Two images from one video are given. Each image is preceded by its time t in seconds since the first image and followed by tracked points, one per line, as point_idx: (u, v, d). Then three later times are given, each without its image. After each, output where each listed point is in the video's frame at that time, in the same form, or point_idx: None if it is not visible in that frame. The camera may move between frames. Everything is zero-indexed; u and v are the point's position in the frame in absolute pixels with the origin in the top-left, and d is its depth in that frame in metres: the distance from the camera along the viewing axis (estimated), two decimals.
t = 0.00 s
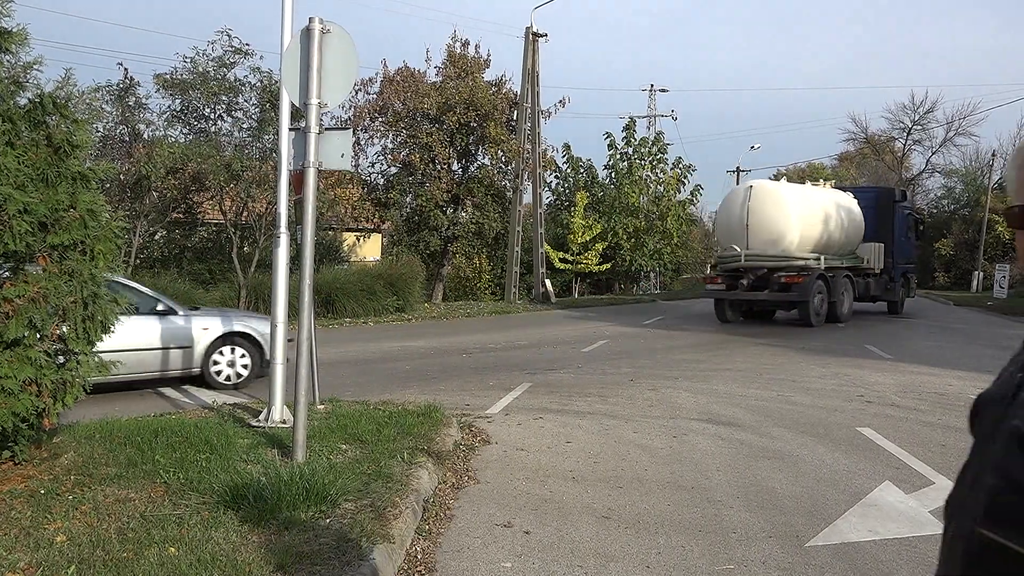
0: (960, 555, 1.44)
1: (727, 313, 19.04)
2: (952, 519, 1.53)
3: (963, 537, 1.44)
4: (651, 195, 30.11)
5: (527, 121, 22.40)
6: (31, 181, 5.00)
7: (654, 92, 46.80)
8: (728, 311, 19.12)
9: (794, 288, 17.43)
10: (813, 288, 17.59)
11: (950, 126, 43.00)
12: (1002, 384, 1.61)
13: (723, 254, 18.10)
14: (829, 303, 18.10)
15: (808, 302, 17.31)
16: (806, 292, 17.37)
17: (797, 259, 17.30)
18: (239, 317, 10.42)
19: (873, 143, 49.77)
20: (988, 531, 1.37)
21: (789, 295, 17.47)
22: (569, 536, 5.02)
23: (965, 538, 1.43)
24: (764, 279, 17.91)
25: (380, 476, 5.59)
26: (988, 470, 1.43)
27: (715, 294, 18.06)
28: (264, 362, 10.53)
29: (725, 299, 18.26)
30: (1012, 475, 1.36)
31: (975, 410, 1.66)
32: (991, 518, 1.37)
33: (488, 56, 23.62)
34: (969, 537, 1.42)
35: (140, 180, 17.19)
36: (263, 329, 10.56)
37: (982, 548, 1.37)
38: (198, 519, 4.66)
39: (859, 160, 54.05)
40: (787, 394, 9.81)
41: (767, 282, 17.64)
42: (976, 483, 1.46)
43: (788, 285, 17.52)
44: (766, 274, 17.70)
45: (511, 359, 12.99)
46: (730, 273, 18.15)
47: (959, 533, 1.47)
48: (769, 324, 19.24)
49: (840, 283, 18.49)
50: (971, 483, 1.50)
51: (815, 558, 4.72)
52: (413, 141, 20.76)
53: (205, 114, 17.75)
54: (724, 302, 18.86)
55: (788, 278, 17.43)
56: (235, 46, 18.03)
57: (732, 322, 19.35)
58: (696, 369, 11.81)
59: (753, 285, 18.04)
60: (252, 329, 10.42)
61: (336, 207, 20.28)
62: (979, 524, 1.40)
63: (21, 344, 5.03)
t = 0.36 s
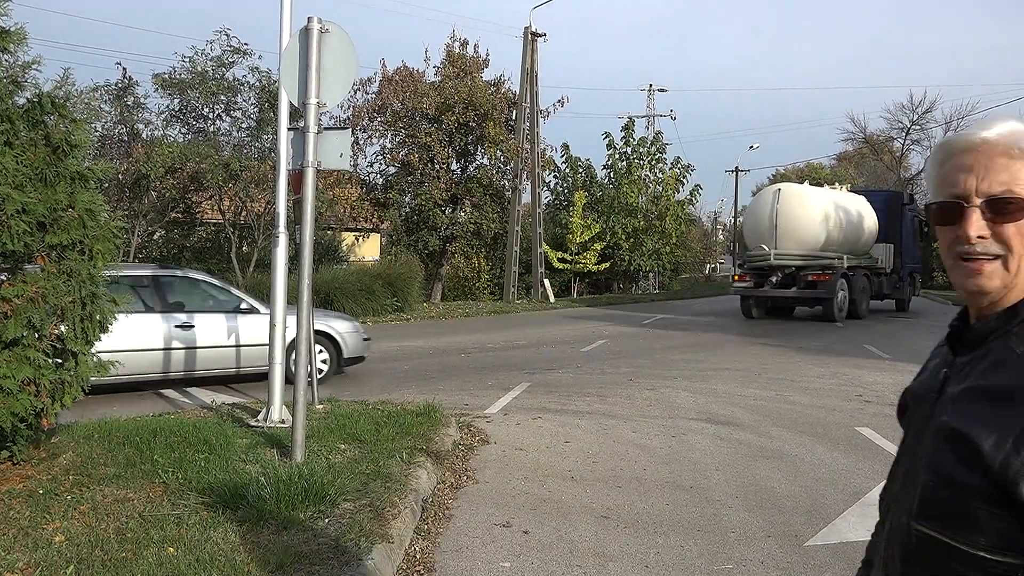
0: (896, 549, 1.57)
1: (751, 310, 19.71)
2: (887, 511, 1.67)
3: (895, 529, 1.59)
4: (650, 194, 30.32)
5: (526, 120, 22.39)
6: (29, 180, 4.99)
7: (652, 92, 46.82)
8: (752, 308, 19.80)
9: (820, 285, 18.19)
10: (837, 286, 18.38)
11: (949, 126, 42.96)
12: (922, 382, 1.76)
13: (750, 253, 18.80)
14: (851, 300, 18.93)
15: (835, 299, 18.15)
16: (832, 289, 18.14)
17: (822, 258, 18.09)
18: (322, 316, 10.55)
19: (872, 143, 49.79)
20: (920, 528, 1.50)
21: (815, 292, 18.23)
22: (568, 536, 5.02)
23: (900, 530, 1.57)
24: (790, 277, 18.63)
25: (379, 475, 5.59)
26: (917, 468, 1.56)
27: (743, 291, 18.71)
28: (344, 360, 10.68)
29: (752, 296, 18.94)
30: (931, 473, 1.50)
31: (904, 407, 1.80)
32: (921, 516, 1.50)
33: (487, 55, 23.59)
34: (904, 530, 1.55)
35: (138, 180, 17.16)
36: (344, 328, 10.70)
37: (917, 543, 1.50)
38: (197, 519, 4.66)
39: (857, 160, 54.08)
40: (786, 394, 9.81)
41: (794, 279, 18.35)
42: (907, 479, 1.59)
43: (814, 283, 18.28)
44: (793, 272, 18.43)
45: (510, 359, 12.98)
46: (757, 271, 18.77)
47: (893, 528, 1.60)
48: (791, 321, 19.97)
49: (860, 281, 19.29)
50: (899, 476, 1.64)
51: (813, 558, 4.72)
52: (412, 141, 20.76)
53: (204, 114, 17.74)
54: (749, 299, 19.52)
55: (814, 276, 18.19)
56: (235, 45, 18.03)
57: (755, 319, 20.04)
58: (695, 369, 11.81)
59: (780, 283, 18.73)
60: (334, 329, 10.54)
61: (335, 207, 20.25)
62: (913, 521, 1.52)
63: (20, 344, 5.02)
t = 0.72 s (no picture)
0: (864, 522, 1.76)
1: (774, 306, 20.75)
2: (847, 489, 1.85)
3: (861, 506, 1.77)
4: (649, 194, 30.37)
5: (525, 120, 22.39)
6: (28, 180, 4.98)
7: (651, 91, 46.70)
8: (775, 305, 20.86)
9: (843, 283, 19.29)
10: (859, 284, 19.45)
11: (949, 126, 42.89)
12: (871, 371, 1.97)
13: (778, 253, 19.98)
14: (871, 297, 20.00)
15: (857, 295, 19.17)
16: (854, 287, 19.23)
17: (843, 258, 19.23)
18: (394, 315, 10.83)
19: (871, 143, 49.78)
20: (891, 504, 1.69)
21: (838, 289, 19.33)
22: (567, 536, 5.02)
23: (866, 505, 1.76)
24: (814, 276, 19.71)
25: (379, 475, 5.59)
26: (879, 448, 1.75)
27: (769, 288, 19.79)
28: (413, 357, 10.94)
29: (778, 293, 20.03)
30: (896, 453, 1.70)
31: (853, 394, 2.01)
32: (890, 491, 1.70)
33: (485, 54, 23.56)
34: (872, 505, 1.74)
35: (137, 179, 17.11)
36: (414, 326, 10.96)
37: (887, 517, 1.70)
38: (195, 519, 4.65)
39: (856, 160, 54.06)
40: (785, 393, 9.83)
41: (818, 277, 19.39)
42: (867, 460, 1.78)
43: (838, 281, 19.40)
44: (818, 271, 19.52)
45: (509, 359, 12.98)
46: (782, 271, 19.84)
47: (857, 505, 1.79)
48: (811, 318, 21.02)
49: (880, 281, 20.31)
50: (858, 457, 1.84)
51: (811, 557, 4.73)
52: (411, 140, 20.73)
53: (203, 113, 17.73)
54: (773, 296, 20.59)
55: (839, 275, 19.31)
56: (233, 45, 18.02)
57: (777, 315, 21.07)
58: (694, 368, 11.82)
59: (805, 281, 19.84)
60: (404, 327, 10.80)
61: (333, 207, 20.22)
62: (884, 496, 1.71)
63: (18, 344, 5.01)
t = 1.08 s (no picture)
0: (843, 509, 1.79)
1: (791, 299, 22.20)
2: (822, 477, 1.89)
3: (838, 494, 1.81)
4: (645, 190, 30.36)
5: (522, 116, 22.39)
6: (23, 175, 4.97)
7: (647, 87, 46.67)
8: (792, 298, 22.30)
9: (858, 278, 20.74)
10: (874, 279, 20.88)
11: (945, 121, 42.93)
12: (838, 364, 2.01)
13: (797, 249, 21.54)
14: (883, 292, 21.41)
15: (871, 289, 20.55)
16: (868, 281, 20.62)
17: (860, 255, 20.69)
18: (455, 309, 11.09)
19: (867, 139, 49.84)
20: (872, 487, 1.73)
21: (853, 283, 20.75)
22: (563, 531, 5.04)
23: (845, 491, 1.79)
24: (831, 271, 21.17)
25: (375, 471, 5.58)
26: (856, 435, 1.79)
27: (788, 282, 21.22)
28: (473, 349, 11.18)
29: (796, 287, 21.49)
30: (874, 439, 1.74)
31: (820, 388, 2.05)
32: (871, 476, 1.74)
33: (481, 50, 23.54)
34: (850, 491, 1.77)
35: (133, 175, 17.07)
36: (475, 319, 11.20)
37: (867, 501, 1.74)
38: (192, 514, 4.66)
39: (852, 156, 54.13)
40: (781, 388, 9.86)
41: (835, 271, 20.76)
42: (844, 448, 1.82)
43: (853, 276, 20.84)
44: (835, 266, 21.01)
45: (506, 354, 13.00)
46: (801, 265, 21.29)
47: (835, 491, 1.82)
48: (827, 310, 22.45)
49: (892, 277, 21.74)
50: (831, 445, 1.88)
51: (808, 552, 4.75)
52: (408, 136, 20.72)
53: (199, 109, 17.70)
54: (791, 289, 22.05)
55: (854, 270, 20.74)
56: (229, 40, 18.00)
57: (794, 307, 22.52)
58: (691, 363, 11.86)
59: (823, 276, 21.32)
60: (466, 320, 11.05)
61: (330, 202, 20.20)
62: (864, 481, 1.75)
63: (15, 340, 5.00)
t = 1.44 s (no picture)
0: (826, 494, 1.81)
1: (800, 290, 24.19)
2: (807, 462, 1.91)
3: (821, 477, 1.83)
4: (639, 184, 30.37)
5: (516, 110, 22.35)
6: (14, 169, 4.94)
7: (641, 81, 46.63)
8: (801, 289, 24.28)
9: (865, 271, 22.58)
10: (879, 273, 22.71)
11: (938, 115, 43.01)
12: (828, 353, 2.03)
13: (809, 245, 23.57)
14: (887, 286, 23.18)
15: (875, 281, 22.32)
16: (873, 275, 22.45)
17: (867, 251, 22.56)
18: (505, 302, 11.29)
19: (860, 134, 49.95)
20: (854, 473, 1.75)
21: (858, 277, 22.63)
22: (558, 524, 5.05)
23: (827, 477, 1.81)
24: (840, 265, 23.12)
25: (369, 465, 5.57)
26: (838, 421, 1.81)
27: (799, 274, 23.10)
28: (524, 342, 11.42)
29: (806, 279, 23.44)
30: (855, 425, 1.76)
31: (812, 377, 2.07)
32: (852, 463, 1.75)
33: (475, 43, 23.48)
34: (832, 477, 1.80)
35: (125, 168, 16.98)
36: (524, 312, 11.44)
37: (847, 487, 1.76)
38: (184, 509, 4.64)
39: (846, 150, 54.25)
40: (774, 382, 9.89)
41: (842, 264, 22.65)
42: (827, 434, 1.84)
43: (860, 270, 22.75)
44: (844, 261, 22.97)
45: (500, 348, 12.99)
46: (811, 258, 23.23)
47: (819, 476, 1.84)
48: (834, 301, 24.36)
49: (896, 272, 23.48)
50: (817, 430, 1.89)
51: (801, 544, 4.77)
52: (401, 130, 20.66)
53: (191, 102, 17.62)
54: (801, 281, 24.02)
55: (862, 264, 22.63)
56: (222, 33, 17.92)
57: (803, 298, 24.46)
58: (684, 357, 11.89)
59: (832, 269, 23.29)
60: (517, 314, 11.26)
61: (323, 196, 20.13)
62: (844, 467, 1.77)
63: (6, 335, 4.97)
